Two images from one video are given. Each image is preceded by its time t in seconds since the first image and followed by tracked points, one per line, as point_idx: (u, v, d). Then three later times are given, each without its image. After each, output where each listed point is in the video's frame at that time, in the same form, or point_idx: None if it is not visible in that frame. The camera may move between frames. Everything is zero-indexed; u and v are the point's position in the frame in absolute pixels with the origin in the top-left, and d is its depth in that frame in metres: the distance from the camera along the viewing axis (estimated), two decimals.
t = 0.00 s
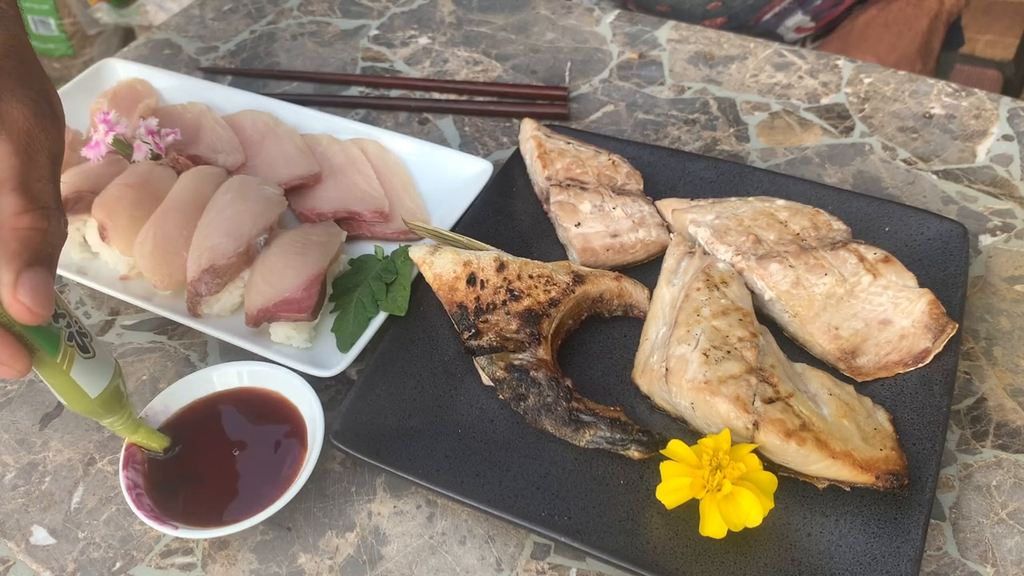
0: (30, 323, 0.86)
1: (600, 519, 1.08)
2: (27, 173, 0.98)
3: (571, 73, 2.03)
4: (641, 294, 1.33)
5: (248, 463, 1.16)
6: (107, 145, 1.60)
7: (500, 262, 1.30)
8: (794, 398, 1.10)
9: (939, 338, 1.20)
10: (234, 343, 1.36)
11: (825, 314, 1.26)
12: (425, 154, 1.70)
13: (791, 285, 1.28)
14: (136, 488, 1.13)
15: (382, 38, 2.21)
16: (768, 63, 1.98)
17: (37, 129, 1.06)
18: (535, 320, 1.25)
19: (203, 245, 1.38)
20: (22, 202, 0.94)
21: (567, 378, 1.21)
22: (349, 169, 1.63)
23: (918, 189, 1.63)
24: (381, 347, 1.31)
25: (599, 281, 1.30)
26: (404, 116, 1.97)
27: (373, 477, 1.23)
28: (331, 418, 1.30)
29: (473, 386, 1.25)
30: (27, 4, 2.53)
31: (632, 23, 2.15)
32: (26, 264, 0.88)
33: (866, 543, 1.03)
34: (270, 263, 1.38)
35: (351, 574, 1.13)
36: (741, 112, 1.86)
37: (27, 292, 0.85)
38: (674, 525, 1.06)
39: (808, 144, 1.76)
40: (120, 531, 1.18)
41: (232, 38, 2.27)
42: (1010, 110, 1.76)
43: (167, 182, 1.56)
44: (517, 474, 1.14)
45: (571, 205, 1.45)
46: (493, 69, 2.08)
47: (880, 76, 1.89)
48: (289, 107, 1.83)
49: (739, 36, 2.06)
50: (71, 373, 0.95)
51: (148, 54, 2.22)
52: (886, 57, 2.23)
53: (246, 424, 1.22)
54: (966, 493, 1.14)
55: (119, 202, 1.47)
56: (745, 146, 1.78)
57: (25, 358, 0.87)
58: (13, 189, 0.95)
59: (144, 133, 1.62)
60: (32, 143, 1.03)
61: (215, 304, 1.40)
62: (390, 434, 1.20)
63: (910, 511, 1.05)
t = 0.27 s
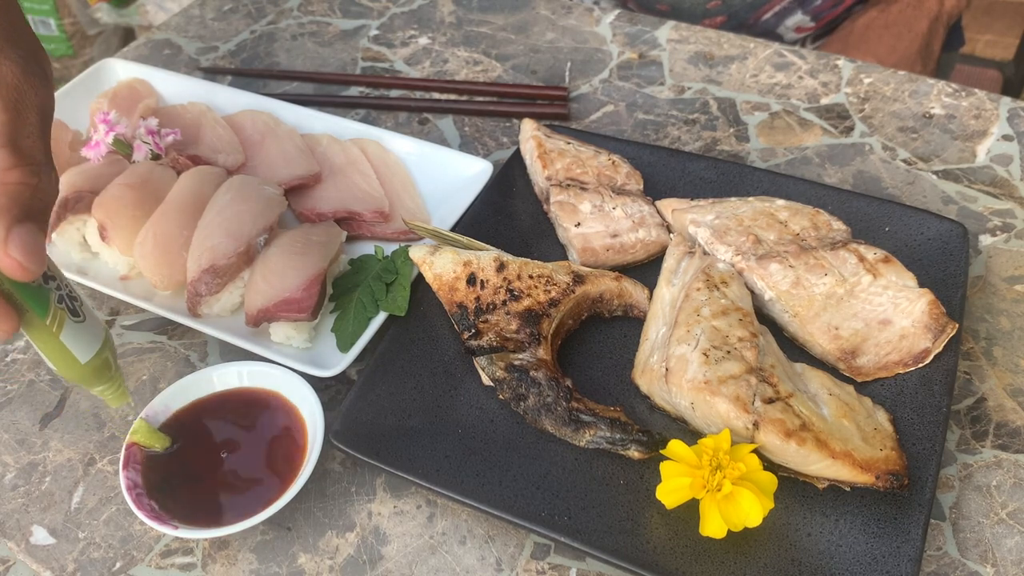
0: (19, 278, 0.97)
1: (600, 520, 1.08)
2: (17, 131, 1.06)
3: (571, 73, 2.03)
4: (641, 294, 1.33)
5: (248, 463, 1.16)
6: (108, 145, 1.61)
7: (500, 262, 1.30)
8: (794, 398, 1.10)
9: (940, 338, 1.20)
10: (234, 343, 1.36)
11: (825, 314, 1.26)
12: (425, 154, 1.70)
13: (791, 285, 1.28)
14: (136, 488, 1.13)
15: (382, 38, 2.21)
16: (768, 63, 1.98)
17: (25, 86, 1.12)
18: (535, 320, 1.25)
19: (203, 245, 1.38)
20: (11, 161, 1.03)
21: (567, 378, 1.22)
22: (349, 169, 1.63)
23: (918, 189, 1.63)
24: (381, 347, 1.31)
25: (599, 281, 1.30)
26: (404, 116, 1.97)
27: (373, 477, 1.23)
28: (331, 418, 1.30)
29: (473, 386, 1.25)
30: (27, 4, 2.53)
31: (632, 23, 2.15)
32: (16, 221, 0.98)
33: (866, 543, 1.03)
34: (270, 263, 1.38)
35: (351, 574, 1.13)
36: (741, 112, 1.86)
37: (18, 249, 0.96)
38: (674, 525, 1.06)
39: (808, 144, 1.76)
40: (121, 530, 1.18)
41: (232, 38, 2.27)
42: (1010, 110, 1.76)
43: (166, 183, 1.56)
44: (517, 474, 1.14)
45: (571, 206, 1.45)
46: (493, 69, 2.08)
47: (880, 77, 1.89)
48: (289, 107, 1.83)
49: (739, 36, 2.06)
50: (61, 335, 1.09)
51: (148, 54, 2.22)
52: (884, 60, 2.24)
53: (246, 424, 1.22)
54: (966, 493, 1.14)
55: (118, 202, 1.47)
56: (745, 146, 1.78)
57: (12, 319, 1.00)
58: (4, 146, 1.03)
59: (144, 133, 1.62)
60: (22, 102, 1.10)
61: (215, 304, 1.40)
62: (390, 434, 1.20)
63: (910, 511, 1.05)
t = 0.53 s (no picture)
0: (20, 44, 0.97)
1: (600, 520, 1.08)
2: None
3: (571, 73, 2.03)
4: (641, 294, 1.33)
5: (247, 463, 1.16)
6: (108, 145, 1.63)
7: (500, 262, 1.30)
8: (794, 398, 1.10)
9: (940, 338, 1.20)
10: (235, 343, 1.36)
11: (825, 314, 1.26)
12: (425, 154, 1.70)
13: (791, 285, 1.28)
14: (136, 488, 1.13)
15: (382, 38, 2.21)
16: (768, 63, 1.98)
17: None
18: (535, 320, 1.25)
19: (203, 245, 1.38)
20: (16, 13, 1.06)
21: (567, 378, 1.22)
22: (349, 169, 1.63)
23: (918, 189, 1.63)
24: (381, 347, 1.31)
25: (599, 281, 1.31)
26: (404, 116, 1.97)
27: (373, 477, 1.23)
28: (331, 418, 1.30)
29: (473, 385, 1.25)
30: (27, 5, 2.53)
31: (632, 23, 2.15)
32: None
33: (866, 543, 1.03)
34: (270, 263, 1.37)
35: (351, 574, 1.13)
36: (741, 112, 1.86)
37: None
38: (674, 525, 1.06)
39: (808, 144, 1.76)
40: (120, 531, 1.18)
41: (232, 38, 2.27)
42: (1010, 110, 1.76)
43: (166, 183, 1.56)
44: (517, 474, 1.14)
45: (571, 205, 1.45)
46: (493, 69, 2.08)
47: (880, 76, 1.89)
48: (289, 107, 1.83)
49: (739, 36, 2.06)
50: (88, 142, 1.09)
51: (148, 54, 2.22)
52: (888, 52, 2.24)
53: (245, 424, 1.22)
54: (966, 493, 1.14)
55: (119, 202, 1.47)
56: (745, 146, 1.78)
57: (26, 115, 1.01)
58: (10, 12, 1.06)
59: (145, 133, 1.66)
60: None
61: (215, 304, 1.40)
62: (390, 434, 1.20)
63: (910, 511, 1.05)
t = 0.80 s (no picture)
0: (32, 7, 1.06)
1: (600, 520, 1.08)
2: None
3: (571, 73, 2.03)
4: (641, 293, 1.33)
5: (247, 463, 1.17)
6: (107, 146, 1.61)
7: (500, 262, 1.30)
8: (794, 398, 1.10)
9: (939, 338, 1.20)
10: (234, 343, 1.36)
11: (825, 314, 1.26)
12: (425, 154, 1.70)
13: (790, 285, 1.28)
14: (136, 488, 1.13)
15: (382, 38, 2.21)
16: (768, 63, 1.98)
17: None
18: (535, 320, 1.25)
19: (203, 246, 1.38)
20: None
21: (567, 378, 1.22)
22: (349, 169, 1.63)
23: (918, 189, 1.63)
24: (381, 347, 1.31)
25: (599, 281, 1.31)
26: (403, 116, 1.97)
27: (373, 477, 1.23)
28: (331, 418, 1.30)
29: (473, 385, 1.25)
30: (27, 4, 2.53)
31: (632, 23, 2.15)
32: None
33: (866, 543, 1.03)
34: (270, 263, 1.37)
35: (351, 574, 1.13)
36: (741, 112, 1.86)
37: None
38: (674, 525, 1.06)
39: (808, 145, 1.76)
40: (121, 531, 1.18)
41: (232, 38, 2.27)
42: (1010, 110, 1.76)
43: (166, 183, 1.56)
44: (517, 474, 1.14)
45: (571, 205, 1.45)
46: (493, 69, 2.08)
47: (880, 77, 1.89)
48: (289, 107, 1.83)
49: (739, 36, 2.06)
50: None
51: (148, 54, 2.22)
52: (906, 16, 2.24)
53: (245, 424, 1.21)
54: (965, 493, 1.14)
55: (118, 202, 1.47)
56: (745, 146, 1.78)
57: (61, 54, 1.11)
58: None
59: (144, 133, 1.62)
60: None
61: (215, 305, 1.40)
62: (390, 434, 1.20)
63: (910, 511, 1.05)
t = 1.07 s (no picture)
0: None
1: (600, 520, 1.08)
2: None
3: (571, 73, 2.03)
4: (641, 293, 1.33)
5: (249, 464, 1.17)
6: (108, 145, 1.62)
7: (500, 262, 1.30)
8: (794, 398, 1.10)
9: (940, 338, 1.20)
10: (234, 343, 1.36)
11: (825, 314, 1.26)
12: (425, 154, 1.70)
13: (791, 285, 1.28)
14: (135, 488, 1.13)
15: (382, 38, 2.21)
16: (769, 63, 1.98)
17: None
18: (535, 320, 1.25)
19: (203, 246, 1.38)
20: None
21: (568, 378, 1.22)
22: (349, 169, 1.63)
23: (919, 189, 1.63)
24: (381, 347, 1.31)
25: (599, 281, 1.31)
26: (403, 116, 1.97)
27: (373, 477, 1.23)
28: (331, 418, 1.30)
29: (473, 385, 1.25)
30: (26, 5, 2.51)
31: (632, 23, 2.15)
32: None
33: (867, 543, 1.03)
34: (270, 263, 1.37)
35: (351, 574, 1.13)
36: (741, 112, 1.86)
37: None
38: (674, 525, 1.06)
39: (808, 144, 1.76)
40: (121, 531, 1.18)
41: (232, 38, 2.27)
42: (1010, 110, 1.76)
43: (167, 183, 1.56)
44: (517, 474, 1.14)
45: (571, 206, 1.45)
46: (492, 69, 2.07)
47: (880, 76, 1.89)
48: (289, 107, 1.83)
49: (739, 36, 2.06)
50: None
51: (148, 54, 2.22)
52: None
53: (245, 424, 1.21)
54: (966, 493, 1.14)
55: (118, 202, 1.47)
56: (745, 146, 1.78)
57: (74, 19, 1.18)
58: None
59: (144, 133, 1.62)
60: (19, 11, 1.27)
61: (215, 305, 1.40)
62: (390, 434, 1.20)
63: (910, 511, 1.05)
